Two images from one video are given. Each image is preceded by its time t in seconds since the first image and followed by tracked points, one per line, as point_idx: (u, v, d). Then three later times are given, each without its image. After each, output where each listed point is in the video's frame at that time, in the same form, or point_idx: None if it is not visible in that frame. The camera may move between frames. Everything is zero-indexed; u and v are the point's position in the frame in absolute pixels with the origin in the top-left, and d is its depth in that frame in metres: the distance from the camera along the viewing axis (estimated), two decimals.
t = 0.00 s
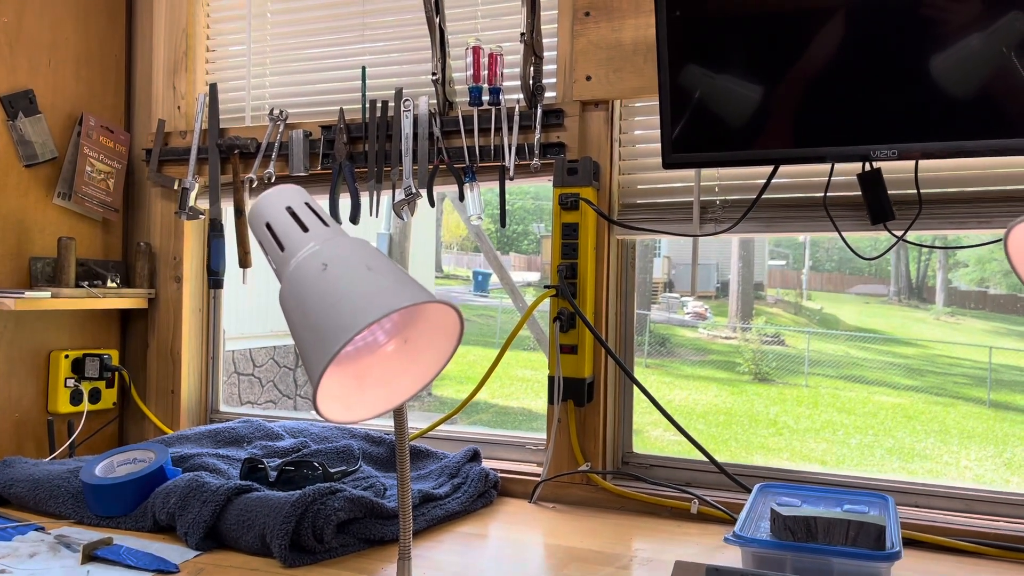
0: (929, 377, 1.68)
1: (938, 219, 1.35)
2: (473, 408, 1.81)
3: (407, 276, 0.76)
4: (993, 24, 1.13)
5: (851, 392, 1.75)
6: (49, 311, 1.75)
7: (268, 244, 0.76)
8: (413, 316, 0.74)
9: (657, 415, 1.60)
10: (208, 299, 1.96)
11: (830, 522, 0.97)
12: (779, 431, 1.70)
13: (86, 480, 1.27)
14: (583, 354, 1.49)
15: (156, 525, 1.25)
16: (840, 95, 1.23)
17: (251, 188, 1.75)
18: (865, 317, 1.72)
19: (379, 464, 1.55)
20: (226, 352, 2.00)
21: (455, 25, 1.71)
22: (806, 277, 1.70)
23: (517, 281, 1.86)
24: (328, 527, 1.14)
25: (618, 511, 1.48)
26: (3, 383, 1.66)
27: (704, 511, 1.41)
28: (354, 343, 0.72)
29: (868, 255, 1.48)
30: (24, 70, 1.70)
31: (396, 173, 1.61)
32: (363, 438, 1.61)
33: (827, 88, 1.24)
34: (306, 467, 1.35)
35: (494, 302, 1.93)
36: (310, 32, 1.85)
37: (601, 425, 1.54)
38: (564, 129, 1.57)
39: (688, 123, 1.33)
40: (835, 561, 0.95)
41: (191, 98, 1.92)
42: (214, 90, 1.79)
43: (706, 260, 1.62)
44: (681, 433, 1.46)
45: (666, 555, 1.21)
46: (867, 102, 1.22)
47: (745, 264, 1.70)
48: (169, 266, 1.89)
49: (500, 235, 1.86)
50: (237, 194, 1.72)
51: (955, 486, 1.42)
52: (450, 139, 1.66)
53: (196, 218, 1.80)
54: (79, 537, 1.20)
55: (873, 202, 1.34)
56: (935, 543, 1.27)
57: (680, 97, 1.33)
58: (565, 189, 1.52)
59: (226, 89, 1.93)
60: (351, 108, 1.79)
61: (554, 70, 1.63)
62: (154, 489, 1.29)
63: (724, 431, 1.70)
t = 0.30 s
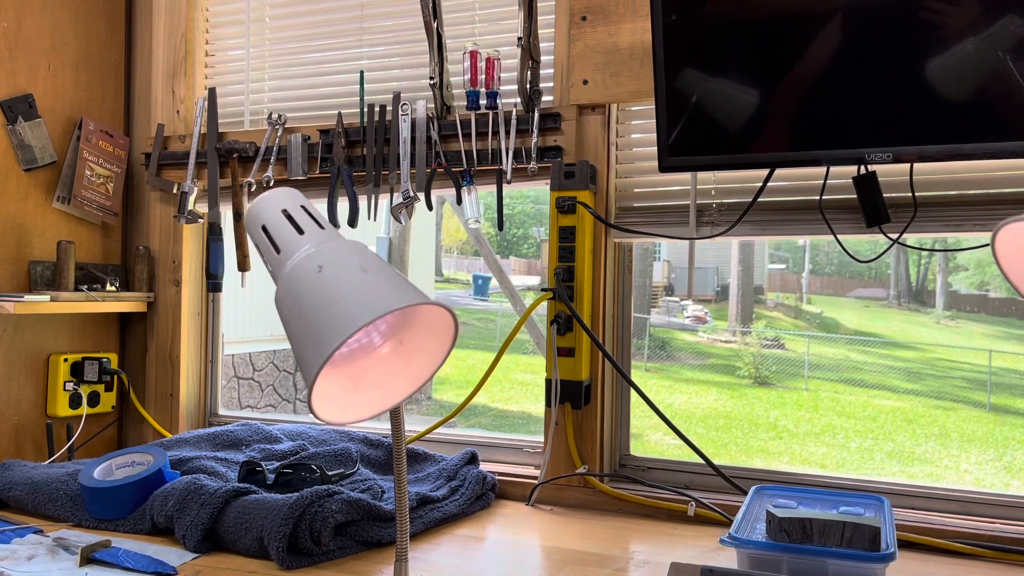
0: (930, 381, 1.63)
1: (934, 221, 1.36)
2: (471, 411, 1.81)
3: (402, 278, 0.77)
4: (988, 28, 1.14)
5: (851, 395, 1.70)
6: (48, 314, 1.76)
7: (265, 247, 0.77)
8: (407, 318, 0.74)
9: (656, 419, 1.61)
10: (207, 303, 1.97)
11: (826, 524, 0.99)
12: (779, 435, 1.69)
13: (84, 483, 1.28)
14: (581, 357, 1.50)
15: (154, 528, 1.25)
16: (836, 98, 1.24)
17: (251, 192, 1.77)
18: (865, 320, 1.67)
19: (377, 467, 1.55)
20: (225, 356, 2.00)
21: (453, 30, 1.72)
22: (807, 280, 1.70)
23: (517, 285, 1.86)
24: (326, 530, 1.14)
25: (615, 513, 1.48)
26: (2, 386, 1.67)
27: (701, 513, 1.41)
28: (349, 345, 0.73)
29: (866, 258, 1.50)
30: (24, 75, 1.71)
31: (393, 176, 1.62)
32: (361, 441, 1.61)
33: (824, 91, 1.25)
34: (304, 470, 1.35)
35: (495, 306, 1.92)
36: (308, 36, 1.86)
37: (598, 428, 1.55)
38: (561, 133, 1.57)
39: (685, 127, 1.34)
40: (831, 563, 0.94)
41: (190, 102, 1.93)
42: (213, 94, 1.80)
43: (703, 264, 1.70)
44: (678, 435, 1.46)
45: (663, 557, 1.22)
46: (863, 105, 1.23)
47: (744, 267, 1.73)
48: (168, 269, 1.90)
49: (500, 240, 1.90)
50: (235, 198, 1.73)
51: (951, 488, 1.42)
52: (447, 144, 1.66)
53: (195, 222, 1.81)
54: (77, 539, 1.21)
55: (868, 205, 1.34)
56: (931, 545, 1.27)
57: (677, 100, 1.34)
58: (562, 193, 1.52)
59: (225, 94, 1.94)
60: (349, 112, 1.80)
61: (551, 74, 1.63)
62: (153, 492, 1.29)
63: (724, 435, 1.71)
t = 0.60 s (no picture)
0: (932, 386, 1.63)
1: (932, 227, 1.36)
2: (471, 416, 1.81)
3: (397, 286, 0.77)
4: (986, 33, 1.14)
5: (853, 400, 1.68)
6: (47, 320, 1.76)
7: (258, 256, 0.77)
8: (401, 327, 0.74)
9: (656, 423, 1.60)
10: (206, 308, 1.97)
11: (823, 532, 0.98)
12: (780, 439, 1.69)
13: (81, 489, 1.28)
14: (579, 363, 1.50)
15: (152, 534, 1.25)
16: (834, 103, 1.24)
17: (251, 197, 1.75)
18: (867, 324, 1.66)
19: (375, 472, 1.55)
20: (224, 360, 2.00)
21: (451, 36, 1.73)
22: (808, 284, 1.70)
23: (518, 289, 1.85)
24: (323, 536, 1.13)
25: (613, 519, 1.48)
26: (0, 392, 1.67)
27: (699, 520, 1.41)
28: (343, 353, 0.73)
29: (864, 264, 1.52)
30: (23, 81, 1.71)
31: (392, 182, 1.61)
32: (360, 447, 1.61)
33: (822, 97, 1.25)
34: (301, 476, 1.35)
35: (497, 310, 1.89)
36: (308, 42, 1.86)
37: (597, 433, 1.55)
38: (560, 139, 1.58)
39: (683, 133, 1.34)
40: (828, 570, 0.93)
41: (190, 108, 1.94)
42: (213, 101, 1.81)
43: (703, 268, 1.71)
44: (676, 441, 1.46)
45: (660, 564, 1.21)
46: (861, 110, 1.23)
47: (745, 272, 1.72)
48: (167, 274, 1.90)
49: (500, 242, 1.84)
50: (234, 205, 1.72)
51: (951, 494, 1.42)
52: (445, 149, 1.66)
53: (194, 227, 1.81)
54: (74, 546, 1.21)
55: (865, 211, 1.34)
56: (930, 552, 1.27)
57: (675, 106, 1.34)
58: (560, 199, 1.53)
59: (225, 99, 1.94)
60: (348, 118, 1.80)
61: (549, 80, 1.64)
62: (150, 498, 1.29)
63: (726, 438, 1.72)
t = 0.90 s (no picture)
0: (934, 387, 1.73)
1: (935, 228, 1.36)
2: (474, 418, 1.79)
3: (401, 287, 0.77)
4: (990, 35, 1.14)
5: (856, 402, 1.77)
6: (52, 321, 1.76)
7: (263, 256, 0.77)
8: (405, 327, 0.75)
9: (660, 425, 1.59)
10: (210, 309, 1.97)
11: (827, 532, 0.98)
12: (784, 441, 1.69)
13: (86, 490, 1.28)
14: (582, 364, 1.49)
15: (156, 535, 1.25)
16: (838, 105, 1.24)
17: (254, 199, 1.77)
18: (870, 324, 1.77)
19: (378, 473, 1.55)
20: (228, 361, 2.01)
21: (455, 37, 1.73)
22: (812, 285, 1.75)
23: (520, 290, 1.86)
24: (327, 537, 1.13)
25: (617, 520, 1.48)
26: (5, 393, 1.67)
27: (702, 521, 1.41)
28: (348, 354, 0.73)
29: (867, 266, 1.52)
30: (28, 83, 1.72)
31: (395, 183, 1.62)
32: (363, 448, 1.61)
33: (825, 98, 1.25)
34: (305, 477, 1.35)
35: (498, 312, 1.95)
36: (311, 43, 1.87)
37: (600, 434, 1.55)
38: (563, 140, 1.58)
39: (686, 134, 1.34)
40: (831, 571, 0.93)
41: (194, 110, 1.94)
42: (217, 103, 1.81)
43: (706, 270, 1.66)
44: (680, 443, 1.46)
45: (664, 564, 1.21)
46: (864, 111, 1.23)
47: (749, 273, 1.72)
48: (171, 276, 1.91)
49: (504, 246, 1.86)
50: (240, 205, 1.74)
51: (955, 495, 1.41)
52: (449, 151, 1.67)
53: (198, 229, 1.82)
54: (79, 546, 1.21)
55: (869, 212, 1.34)
56: (934, 553, 1.27)
57: (678, 108, 1.34)
58: (563, 200, 1.53)
59: (229, 101, 1.95)
60: (352, 119, 1.81)
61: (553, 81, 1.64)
62: (154, 499, 1.30)
63: (729, 441, 1.67)
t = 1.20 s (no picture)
0: (938, 388, 1.74)
1: (938, 228, 1.36)
2: (477, 418, 1.81)
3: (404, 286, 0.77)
4: (993, 35, 1.14)
5: (859, 403, 1.80)
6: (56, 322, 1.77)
7: (267, 256, 0.77)
8: (408, 326, 0.75)
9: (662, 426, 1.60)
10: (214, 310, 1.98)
11: (829, 532, 0.98)
12: (786, 442, 1.71)
13: (90, 490, 1.28)
14: (585, 364, 1.50)
15: (160, 534, 1.26)
16: (840, 105, 1.24)
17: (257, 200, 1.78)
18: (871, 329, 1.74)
19: (382, 473, 1.55)
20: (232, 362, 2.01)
21: (457, 39, 1.73)
22: (814, 286, 1.73)
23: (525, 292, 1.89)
24: (331, 536, 1.14)
25: (620, 521, 1.48)
26: (9, 393, 1.68)
27: (705, 521, 1.41)
28: (351, 353, 0.74)
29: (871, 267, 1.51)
30: (33, 85, 1.73)
31: (398, 184, 1.62)
32: (367, 448, 1.62)
33: (828, 99, 1.25)
34: (308, 477, 1.36)
35: (502, 313, 1.96)
36: (315, 45, 1.87)
37: (603, 435, 1.55)
38: (566, 140, 1.58)
39: (689, 135, 1.34)
40: (834, 571, 0.93)
41: (197, 111, 1.95)
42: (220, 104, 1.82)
43: (710, 270, 1.63)
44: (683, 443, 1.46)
45: (667, 564, 1.21)
46: (867, 112, 1.23)
47: (752, 274, 1.73)
48: (175, 277, 1.91)
49: (506, 246, 1.87)
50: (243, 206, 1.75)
51: (957, 495, 1.41)
52: (452, 151, 1.67)
53: (201, 230, 1.82)
54: (83, 546, 1.21)
55: (871, 212, 1.34)
56: (937, 553, 1.27)
57: (681, 109, 1.34)
58: (566, 201, 1.52)
59: (232, 102, 1.96)
60: (355, 120, 1.81)
61: (555, 82, 1.64)
62: (158, 499, 1.30)
63: (732, 441, 1.68)
